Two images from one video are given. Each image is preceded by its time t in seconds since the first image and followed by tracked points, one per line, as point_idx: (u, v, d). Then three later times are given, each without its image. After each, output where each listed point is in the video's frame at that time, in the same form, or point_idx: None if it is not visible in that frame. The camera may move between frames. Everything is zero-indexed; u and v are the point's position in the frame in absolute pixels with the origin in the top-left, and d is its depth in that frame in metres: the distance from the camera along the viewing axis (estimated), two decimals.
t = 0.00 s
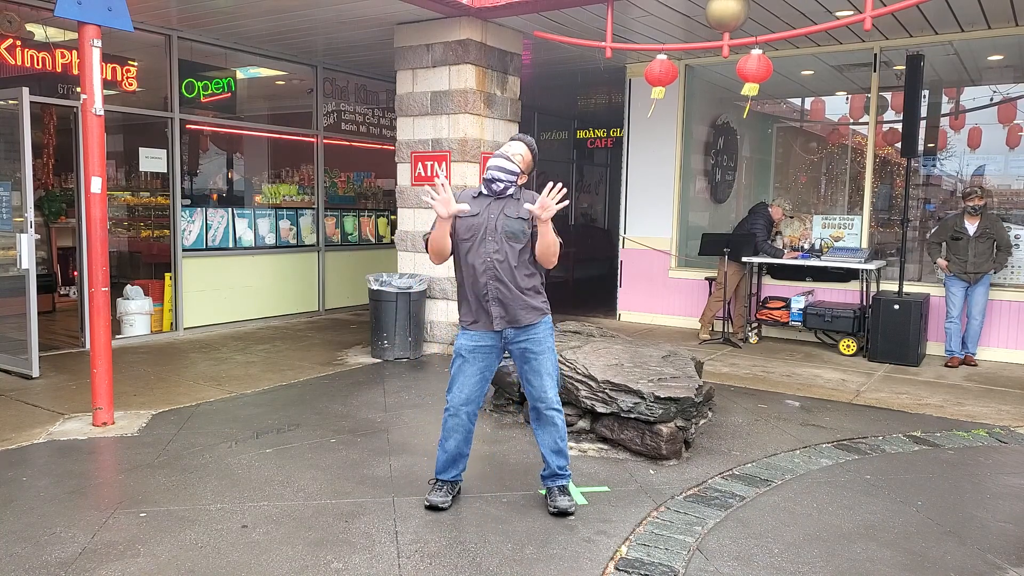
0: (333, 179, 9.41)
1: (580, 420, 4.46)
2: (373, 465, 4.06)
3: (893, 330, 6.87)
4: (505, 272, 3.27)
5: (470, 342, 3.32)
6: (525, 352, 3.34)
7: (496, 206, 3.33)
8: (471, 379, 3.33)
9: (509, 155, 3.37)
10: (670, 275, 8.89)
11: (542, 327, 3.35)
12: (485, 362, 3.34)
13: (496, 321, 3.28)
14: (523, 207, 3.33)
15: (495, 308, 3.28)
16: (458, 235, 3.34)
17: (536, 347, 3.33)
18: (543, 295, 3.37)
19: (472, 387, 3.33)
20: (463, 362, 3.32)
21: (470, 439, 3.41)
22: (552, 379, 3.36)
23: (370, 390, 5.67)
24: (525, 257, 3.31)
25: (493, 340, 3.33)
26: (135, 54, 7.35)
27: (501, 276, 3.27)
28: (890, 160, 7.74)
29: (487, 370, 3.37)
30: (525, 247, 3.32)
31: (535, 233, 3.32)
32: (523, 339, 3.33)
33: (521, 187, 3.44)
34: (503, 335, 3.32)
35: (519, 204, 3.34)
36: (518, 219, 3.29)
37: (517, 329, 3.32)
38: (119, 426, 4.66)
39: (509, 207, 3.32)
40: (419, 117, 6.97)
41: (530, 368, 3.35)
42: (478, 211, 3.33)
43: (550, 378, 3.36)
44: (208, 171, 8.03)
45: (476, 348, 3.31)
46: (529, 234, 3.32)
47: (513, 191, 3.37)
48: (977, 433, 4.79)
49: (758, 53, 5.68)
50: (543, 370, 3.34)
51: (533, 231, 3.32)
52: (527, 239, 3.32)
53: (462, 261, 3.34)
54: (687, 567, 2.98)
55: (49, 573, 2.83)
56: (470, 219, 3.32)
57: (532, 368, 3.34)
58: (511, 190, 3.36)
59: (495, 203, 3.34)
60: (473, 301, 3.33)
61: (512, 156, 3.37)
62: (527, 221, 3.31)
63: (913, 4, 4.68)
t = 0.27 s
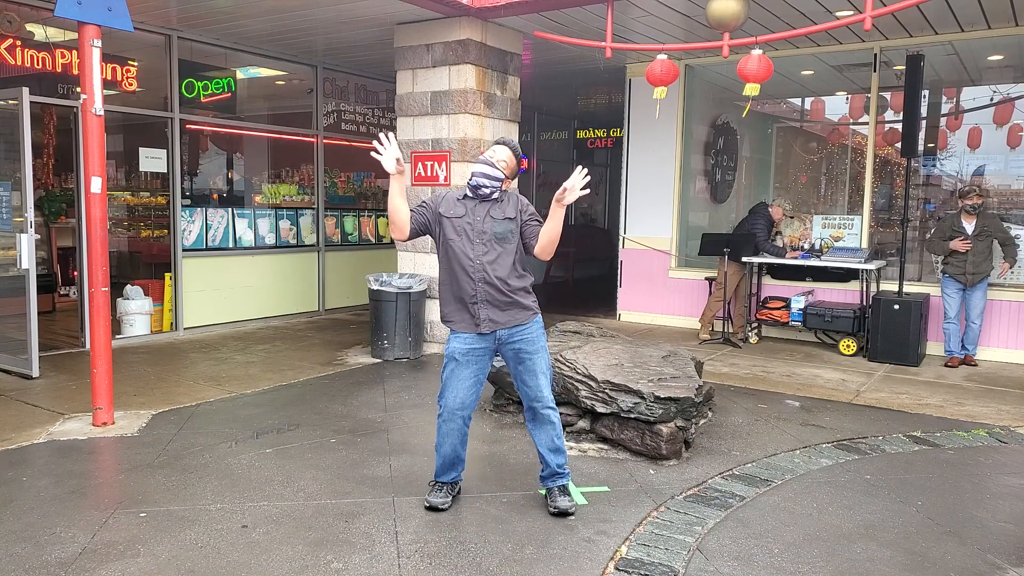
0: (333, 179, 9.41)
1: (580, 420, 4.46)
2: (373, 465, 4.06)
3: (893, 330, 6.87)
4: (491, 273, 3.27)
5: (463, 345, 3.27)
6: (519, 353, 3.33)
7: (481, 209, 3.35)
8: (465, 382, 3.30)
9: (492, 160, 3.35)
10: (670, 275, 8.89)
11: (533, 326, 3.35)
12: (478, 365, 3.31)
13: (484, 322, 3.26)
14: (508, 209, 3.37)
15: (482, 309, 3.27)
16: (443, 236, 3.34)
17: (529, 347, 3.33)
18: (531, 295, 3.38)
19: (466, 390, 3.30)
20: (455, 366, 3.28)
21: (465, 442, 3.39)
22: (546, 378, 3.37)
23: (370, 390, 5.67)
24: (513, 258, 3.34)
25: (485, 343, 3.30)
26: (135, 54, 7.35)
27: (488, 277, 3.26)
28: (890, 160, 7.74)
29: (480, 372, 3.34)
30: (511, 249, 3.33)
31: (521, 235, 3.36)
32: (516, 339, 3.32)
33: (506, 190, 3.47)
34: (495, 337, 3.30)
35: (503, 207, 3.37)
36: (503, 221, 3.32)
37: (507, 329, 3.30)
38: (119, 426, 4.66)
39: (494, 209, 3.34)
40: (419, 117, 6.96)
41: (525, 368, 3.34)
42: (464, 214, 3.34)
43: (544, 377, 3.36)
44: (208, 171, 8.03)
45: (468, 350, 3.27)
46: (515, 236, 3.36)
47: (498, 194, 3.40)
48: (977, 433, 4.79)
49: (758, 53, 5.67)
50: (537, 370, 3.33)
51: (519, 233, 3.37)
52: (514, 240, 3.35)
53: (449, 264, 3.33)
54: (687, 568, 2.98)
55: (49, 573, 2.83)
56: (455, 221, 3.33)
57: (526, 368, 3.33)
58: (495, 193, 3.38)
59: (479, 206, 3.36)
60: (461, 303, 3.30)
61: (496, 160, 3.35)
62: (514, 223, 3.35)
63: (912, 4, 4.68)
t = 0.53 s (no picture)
0: (333, 179, 9.41)
1: (580, 420, 4.46)
2: (373, 465, 4.06)
3: (893, 330, 6.87)
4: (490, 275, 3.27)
5: (462, 346, 3.27)
6: (519, 354, 3.33)
7: (476, 213, 3.35)
8: (464, 383, 3.30)
9: (478, 164, 3.35)
10: (670, 275, 8.89)
11: (533, 327, 3.35)
12: (478, 366, 3.31)
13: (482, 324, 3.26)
14: (503, 211, 3.37)
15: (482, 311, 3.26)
16: (439, 241, 3.34)
17: (529, 348, 3.32)
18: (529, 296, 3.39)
19: (466, 391, 3.30)
20: (455, 366, 3.28)
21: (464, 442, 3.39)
22: (546, 378, 3.36)
23: (370, 390, 5.67)
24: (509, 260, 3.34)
25: (484, 344, 3.29)
26: (135, 54, 7.35)
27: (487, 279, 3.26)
28: (890, 160, 7.74)
29: (480, 373, 3.34)
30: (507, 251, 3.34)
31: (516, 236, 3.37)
32: (515, 340, 3.31)
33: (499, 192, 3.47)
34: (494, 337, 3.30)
35: (498, 209, 3.37)
36: (498, 224, 3.33)
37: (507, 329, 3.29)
38: (119, 426, 4.66)
39: (489, 213, 3.34)
40: (419, 117, 6.97)
41: (525, 369, 3.34)
42: (459, 219, 3.33)
43: (545, 378, 3.36)
44: (208, 171, 8.03)
45: (467, 351, 3.27)
46: (510, 238, 3.37)
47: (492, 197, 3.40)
48: (977, 433, 4.79)
49: (758, 53, 5.67)
50: (537, 371, 3.33)
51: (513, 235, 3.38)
52: (509, 243, 3.36)
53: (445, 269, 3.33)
54: (687, 567, 2.98)
55: (49, 573, 2.83)
56: (450, 224, 3.33)
57: (526, 369, 3.33)
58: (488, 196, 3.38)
59: (473, 210, 3.36)
60: (460, 307, 3.29)
61: (483, 162, 3.34)
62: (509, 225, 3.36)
63: (913, 4, 4.68)
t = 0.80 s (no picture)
0: (333, 179, 9.41)
1: (580, 420, 4.46)
2: (373, 465, 4.06)
3: (893, 330, 6.87)
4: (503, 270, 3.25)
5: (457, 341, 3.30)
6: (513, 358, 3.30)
7: (495, 204, 3.32)
8: (459, 380, 3.33)
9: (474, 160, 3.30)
10: (670, 275, 8.89)
11: (529, 330, 3.31)
12: (472, 363, 3.33)
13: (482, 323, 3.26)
14: (524, 203, 3.32)
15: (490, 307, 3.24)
16: (455, 232, 3.32)
17: (524, 353, 3.29)
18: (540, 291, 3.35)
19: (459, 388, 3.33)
20: (449, 363, 3.32)
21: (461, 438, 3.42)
22: (542, 383, 3.33)
23: (370, 390, 5.67)
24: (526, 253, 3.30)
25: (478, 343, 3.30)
26: (135, 54, 7.35)
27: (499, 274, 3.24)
28: (890, 159, 7.74)
29: (475, 371, 3.36)
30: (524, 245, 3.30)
31: (536, 229, 3.32)
32: (510, 343, 3.29)
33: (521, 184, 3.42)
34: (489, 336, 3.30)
35: (519, 202, 3.32)
36: (517, 217, 3.28)
37: (501, 330, 3.28)
38: (119, 426, 4.66)
39: (509, 204, 3.30)
40: (419, 117, 6.97)
41: (520, 374, 3.31)
42: (476, 211, 3.32)
43: (541, 383, 3.32)
44: (208, 171, 8.03)
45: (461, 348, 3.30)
46: (530, 231, 3.31)
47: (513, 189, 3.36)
48: (977, 433, 4.79)
49: (758, 53, 5.67)
50: (533, 375, 3.30)
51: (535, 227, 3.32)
52: (529, 235, 3.31)
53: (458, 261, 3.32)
54: (687, 567, 2.98)
55: (49, 573, 2.83)
56: (468, 217, 3.31)
57: (521, 374, 3.30)
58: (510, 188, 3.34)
59: (493, 202, 3.32)
60: (468, 300, 3.27)
61: (479, 155, 3.29)
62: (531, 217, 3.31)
63: (913, 4, 4.67)
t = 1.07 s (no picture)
0: (333, 179, 9.41)
1: (580, 420, 4.46)
2: (373, 465, 4.06)
3: (893, 330, 6.87)
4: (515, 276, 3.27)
5: (469, 341, 3.32)
6: (526, 359, 3.30)
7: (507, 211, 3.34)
8: (467, 381, 3.33)
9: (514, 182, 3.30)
10: (670, 275, 8.89)
11: (543, 332, 3.30)
12: (484, 364, 3.33)
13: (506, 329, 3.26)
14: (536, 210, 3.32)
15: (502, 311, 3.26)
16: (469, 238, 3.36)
17: (537, 355, 3.29)
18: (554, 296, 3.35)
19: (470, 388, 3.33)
20: (461, 362, 3.33)
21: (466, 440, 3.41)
22: (554, 386, 3.32)
23: (371, 390, 5.67)
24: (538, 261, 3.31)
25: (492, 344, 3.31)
26: (135, 54, 7.35)
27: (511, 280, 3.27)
28: (890, 159, 7.74)
29: (485, 373, 3.35)
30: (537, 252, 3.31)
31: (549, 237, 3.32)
32: (523, 346, 3.29)
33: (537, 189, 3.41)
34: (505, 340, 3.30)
35: (532, 208, 3.32)
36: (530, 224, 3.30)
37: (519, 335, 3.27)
38: (119, 426, 4.66)
39: (520, 211, 3.31)
40: (419, 117, 6.97)
41: (532, 376, 3.31)
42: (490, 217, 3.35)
43: (553, 387, 3.32)
44: (208, 171, 8.03)
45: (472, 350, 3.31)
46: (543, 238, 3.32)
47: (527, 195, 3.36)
48: (977, 433, 4.79)
49: (758, 53, 5.67)
50: (545, 379, 3.30)
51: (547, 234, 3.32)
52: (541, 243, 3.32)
53: (472, 267, 3.37)
54: (687, 567, 2.98)
55: (49, 573, 2.83)
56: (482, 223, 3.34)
57: (534, 376, 3.30)
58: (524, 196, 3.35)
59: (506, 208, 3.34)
60: (481, 304, 3.33)
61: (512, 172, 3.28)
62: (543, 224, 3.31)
63: (913, 4, 4.67)
